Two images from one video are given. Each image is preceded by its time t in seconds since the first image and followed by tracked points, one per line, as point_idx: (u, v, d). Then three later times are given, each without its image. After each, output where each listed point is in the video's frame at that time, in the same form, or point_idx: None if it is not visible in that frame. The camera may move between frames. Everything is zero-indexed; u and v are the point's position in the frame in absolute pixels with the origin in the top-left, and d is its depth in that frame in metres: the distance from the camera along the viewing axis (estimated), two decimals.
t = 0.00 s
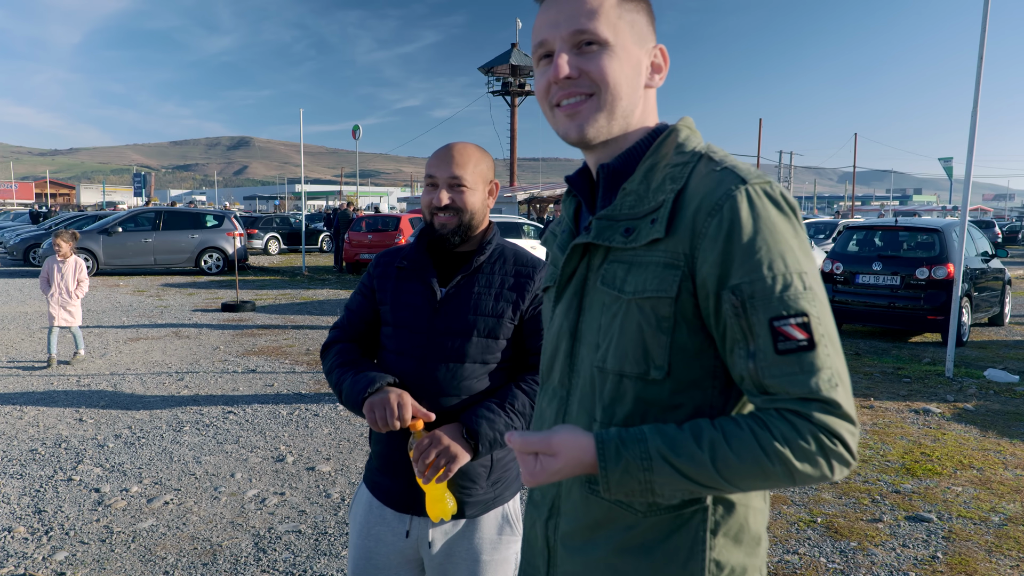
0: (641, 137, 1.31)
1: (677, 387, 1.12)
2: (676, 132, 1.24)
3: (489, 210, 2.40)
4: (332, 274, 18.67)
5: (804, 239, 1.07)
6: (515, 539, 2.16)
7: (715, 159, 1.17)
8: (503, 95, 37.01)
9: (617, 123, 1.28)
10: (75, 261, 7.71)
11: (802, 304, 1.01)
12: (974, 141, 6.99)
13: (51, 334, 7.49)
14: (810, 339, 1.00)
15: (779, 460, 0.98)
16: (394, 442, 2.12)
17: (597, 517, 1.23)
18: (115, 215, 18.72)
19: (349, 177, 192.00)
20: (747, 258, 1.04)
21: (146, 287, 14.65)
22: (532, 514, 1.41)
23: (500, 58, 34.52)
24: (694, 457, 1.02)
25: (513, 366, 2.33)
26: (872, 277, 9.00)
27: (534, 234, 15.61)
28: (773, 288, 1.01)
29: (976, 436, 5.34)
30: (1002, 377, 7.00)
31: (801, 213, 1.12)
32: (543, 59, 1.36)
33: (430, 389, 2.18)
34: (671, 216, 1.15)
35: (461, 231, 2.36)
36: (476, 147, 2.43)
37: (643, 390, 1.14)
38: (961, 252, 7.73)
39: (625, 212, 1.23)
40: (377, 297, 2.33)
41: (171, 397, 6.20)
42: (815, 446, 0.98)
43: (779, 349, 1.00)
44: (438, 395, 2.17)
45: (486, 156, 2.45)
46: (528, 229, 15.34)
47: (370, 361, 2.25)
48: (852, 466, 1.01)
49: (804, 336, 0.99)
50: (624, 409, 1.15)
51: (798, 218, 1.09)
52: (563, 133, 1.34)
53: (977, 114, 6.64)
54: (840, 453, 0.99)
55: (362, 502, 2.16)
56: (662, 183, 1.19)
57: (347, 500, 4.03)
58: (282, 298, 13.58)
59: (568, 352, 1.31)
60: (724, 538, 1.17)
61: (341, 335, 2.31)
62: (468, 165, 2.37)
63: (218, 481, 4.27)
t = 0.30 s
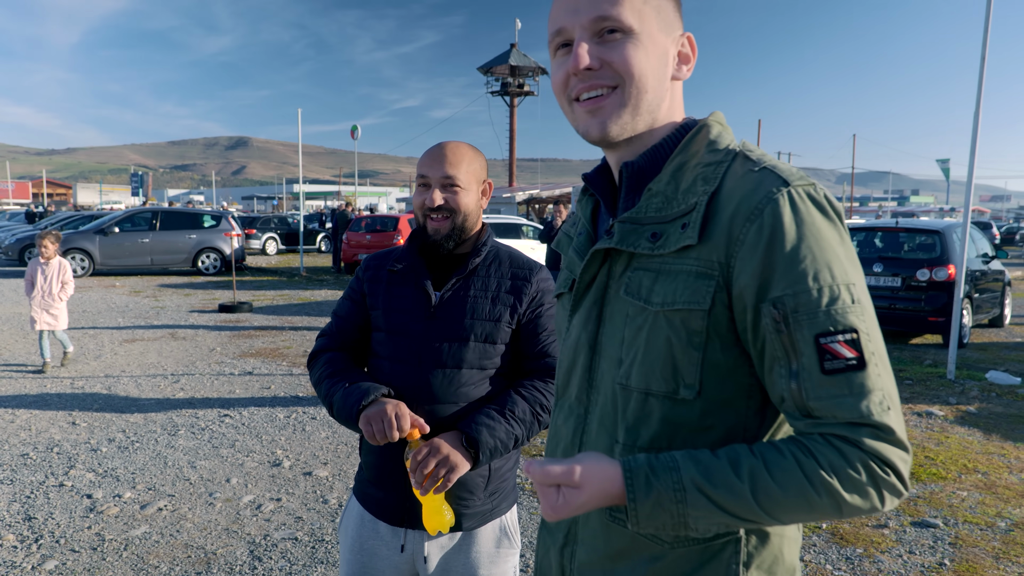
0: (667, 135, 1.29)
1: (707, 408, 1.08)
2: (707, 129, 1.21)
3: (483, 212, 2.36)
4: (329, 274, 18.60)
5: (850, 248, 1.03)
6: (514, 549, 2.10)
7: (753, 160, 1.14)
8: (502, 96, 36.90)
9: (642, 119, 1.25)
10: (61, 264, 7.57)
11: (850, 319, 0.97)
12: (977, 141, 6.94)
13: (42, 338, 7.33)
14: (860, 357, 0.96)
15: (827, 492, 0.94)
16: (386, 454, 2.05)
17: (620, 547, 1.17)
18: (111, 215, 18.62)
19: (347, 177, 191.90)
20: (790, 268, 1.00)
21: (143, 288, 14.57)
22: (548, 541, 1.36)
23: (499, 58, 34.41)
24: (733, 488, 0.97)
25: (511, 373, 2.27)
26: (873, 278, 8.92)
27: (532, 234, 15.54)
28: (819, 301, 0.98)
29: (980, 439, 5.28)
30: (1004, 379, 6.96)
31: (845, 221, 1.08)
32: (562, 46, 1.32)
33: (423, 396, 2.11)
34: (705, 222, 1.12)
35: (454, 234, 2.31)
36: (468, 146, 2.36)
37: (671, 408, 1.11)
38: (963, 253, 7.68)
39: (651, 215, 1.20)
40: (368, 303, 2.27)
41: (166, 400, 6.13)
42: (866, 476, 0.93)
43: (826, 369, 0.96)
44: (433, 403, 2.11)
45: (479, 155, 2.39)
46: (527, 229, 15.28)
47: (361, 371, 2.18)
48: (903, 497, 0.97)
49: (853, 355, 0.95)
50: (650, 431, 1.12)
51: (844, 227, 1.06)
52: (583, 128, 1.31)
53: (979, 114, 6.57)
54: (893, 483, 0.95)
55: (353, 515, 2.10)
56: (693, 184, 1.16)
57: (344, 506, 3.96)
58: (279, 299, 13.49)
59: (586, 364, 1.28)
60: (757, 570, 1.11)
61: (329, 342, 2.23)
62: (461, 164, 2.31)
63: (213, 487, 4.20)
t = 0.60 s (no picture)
0: (686, 134, 1.25)
1: (733, 427, 1.07)
2: (730, 129, 1.19)
3: (484, 214, 2.31)
4: (329, 274, 18.54)
5: (888, 255, 1.01)
6: (516, 560, 2.07)
7: (782, 161, 1.12)
8: (501, 96, 36.84)
9: (661, 118, 1.22)
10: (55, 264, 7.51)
11: (891, 332, 0.95)
12: (980, 142, 6.89)
13: (41, 340, 7.22)
14: (902, 373, 0.94)
15: (869, 520, 0.92)
16: (382, 463, 2.01)
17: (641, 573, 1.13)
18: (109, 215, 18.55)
19: (346, 177, 191.85)
20: (826, 279, 0.98)
21: (142, 289, 14.50)
22: (563, 563, 1.33)
23: (499, 58, 34.34)
24: (768, 517, 0.95)
25: (512, 381, 2.22)
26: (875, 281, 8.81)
27: (532, 235, 15.49)
28: (857, 314, 0.96)
29: (985, 442, 5.24)
30: (1008, 382, 6.91)
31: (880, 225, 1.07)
32: (576, 42, 1.30)
33: (421, 407, 2.06)
34: (731, 228, 1.10)
35: (456, 238, 2.27)
36: (468, 146, 2.32)
37: (696, 424, 1.09)
38: (967, 254, 7.62)
39: (671, 221, 1.19)
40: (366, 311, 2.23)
41: (165, 402, 6.08)
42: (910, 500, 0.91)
43: (866, 387, 0.94)
44: (432, 413, 2.06)
45: (479, 156, 2.34)
46: (527, 230, 15.23)
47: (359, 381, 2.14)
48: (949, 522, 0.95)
49: (895, 371, 0.94)
50: (672, 451, 1.11)
51: (880, 232, 1.04)
52: (597, 127, 1.27)
53: (983, 116, 6.53)
54: (938, 508, 0.93)
55: (352, 525, 2.06)
56: (717, 188, 1.15)
57: (344, 511, 3.92)
58: (278, 300, 13.44)
59: (602, 377, 1.26)
60: None
61: (328, 351, 2.19)
62: (461, 167, 2.26)
63: (211, 490, 4.16)
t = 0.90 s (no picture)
0: (692, 132, 1.22)
1: (739, 439, 1.04)
2: (738, 127, 1.16)
3: (484, 213, 2.29)
4: (328, 274, 18.49)
5: (904, 261, 0.98)
6: (517, 568, 2.04)
7: (792, 161, 1.09)
8: (501, 96, 36.79)
9: (661, 116, 1.18)
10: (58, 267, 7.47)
11: (906, 343, 0.92)
12: (982, 141, 6.86)
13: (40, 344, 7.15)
14: (918, 386, 0.91)
15: (881, 540, 0.89)
16: (379, 470, 1.97)
17: None
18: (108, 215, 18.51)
19: (345, 177, 191.78)
20: (838, 286, 0.94)
21: (140, 289, 14.46)
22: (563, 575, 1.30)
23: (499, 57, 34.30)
24: (776, 540, 0.92)
25: (511, 385, 2.18)
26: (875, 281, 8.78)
27: (532, 235, 15.46)
28: (872, 323, 0.92)
29: (988, 444, 5.20)
30: (1010, 382, 6.88)
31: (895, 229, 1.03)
32: (575, 38, 1.27)
33: (418, 413, 2.03)
34: (739, 232, 1.07)
35: (456, 239, 2.24)
36: (466, 146, 2.31)
37: (700, 436, 1.06)
38: (968, 254, 7.59)
39: (674, 223, 1.16)
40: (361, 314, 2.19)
41: (162, 403, 6.04)
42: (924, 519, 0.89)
43: (881, 401, 0.91)
44: (429, 419, 2.03)
45: (477, 155, 2.33)
46: (526, 230, 15.19)
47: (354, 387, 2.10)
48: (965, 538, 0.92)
49: (909, 384, 0.90)
50: (676, 463, 1.08)
51: (895, 236, 1.00)
52: (596, 125, 1.24)
53: (985, 115, 6.50)
54: (953, 527, 0.90)
55: (348, 532, 2.03)
56: (723, 190, 1.11)
57: (341, 514, 3.89)
58: (277, 300, 13.39)
59: (602, 385, 1.23)
60: None
61: (323, 357, 2.15)
62: (459, 167, 2.25)
63: (207, 493, 4.12)
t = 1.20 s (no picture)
0: (695, 131, 1.20)
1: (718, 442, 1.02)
2: (739, 127, 1.15)
3: (481, 213, 2.29)
4: (329, 275, 18.47)
5: (888, 269, 0.94)
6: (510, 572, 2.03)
7: (791, 162, 1.06)
8: (502, 95, 36.72)
9: (654, 123, 1.18)
10: (60, 267, 7.44)
11: (874, 350, 0.89)
12: (983, 140, 6.84)
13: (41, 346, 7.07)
14: (873, 396, 0.88)
15: None
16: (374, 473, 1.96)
17: None
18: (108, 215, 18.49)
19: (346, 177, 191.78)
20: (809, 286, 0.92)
21: (140, 289, 14.44)
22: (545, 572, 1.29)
23: (499, 58, 34.26)
24: None
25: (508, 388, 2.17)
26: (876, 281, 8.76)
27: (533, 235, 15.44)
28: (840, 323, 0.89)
29: (990, 444, 5.18)
30: (1011, 382, 6.86)
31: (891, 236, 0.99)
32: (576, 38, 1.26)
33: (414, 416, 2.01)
34: (731, 231, 1.05)
35: (455, 239, 2.22)
36: (463, 144, 2.29)
37: (684, 435, 1.04)
38: (970, 254, 7.56)
39: (671, 221, 1.14)
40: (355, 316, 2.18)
41: (161, 404, 6.02)
42: None
43: (828, 405, 0.89)
44: (425, 423, 2.01)
45: (474, 154, 2.32)
46: (526, 230, 15.17)
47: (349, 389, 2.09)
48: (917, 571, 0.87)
49: (864, 393, 0.88)
50: (656, 462, 1.07)
51: (887, 243, 0.96)
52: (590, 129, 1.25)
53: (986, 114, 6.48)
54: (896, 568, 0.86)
55: (342, 536, 2.01)
56: (720, 189, 1.10)
57: (339, 515, 3.87)
58: (278, 301, 13.36)
59: (592, 380, 1.20)
60: None
61: (317, 359, 2.13)
62: (458, 165, 2.24)
63: (205, 494, 4.11)
